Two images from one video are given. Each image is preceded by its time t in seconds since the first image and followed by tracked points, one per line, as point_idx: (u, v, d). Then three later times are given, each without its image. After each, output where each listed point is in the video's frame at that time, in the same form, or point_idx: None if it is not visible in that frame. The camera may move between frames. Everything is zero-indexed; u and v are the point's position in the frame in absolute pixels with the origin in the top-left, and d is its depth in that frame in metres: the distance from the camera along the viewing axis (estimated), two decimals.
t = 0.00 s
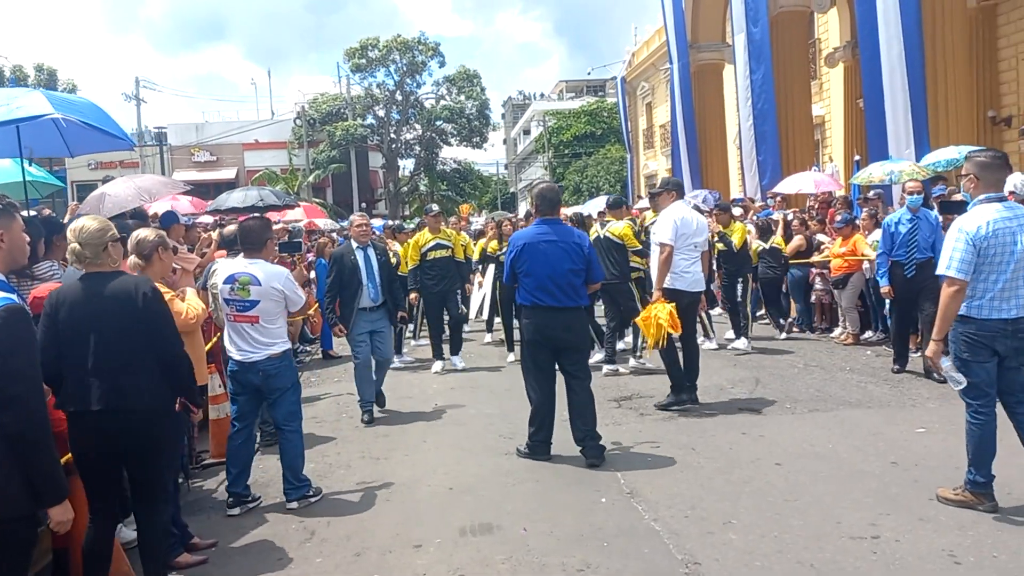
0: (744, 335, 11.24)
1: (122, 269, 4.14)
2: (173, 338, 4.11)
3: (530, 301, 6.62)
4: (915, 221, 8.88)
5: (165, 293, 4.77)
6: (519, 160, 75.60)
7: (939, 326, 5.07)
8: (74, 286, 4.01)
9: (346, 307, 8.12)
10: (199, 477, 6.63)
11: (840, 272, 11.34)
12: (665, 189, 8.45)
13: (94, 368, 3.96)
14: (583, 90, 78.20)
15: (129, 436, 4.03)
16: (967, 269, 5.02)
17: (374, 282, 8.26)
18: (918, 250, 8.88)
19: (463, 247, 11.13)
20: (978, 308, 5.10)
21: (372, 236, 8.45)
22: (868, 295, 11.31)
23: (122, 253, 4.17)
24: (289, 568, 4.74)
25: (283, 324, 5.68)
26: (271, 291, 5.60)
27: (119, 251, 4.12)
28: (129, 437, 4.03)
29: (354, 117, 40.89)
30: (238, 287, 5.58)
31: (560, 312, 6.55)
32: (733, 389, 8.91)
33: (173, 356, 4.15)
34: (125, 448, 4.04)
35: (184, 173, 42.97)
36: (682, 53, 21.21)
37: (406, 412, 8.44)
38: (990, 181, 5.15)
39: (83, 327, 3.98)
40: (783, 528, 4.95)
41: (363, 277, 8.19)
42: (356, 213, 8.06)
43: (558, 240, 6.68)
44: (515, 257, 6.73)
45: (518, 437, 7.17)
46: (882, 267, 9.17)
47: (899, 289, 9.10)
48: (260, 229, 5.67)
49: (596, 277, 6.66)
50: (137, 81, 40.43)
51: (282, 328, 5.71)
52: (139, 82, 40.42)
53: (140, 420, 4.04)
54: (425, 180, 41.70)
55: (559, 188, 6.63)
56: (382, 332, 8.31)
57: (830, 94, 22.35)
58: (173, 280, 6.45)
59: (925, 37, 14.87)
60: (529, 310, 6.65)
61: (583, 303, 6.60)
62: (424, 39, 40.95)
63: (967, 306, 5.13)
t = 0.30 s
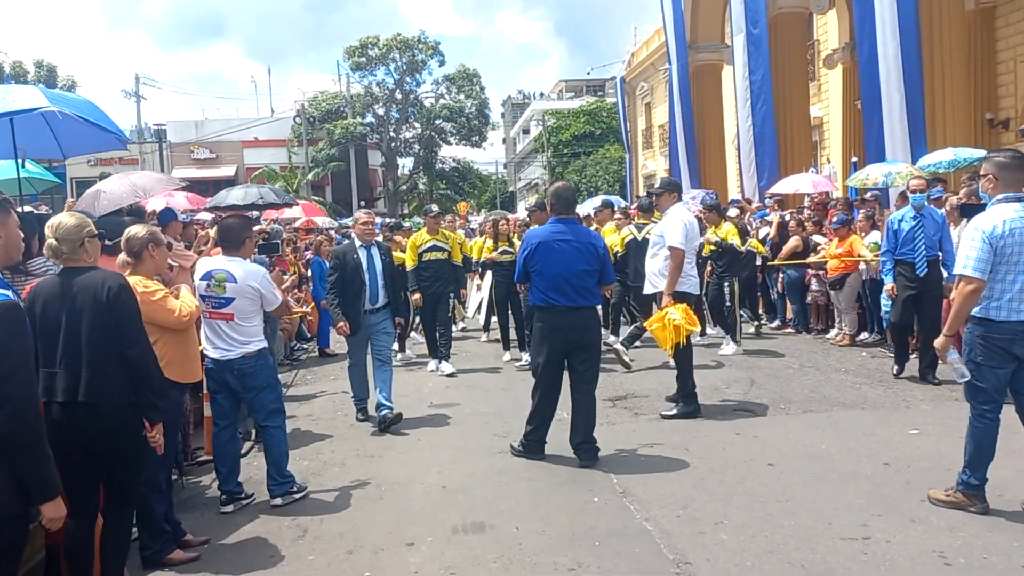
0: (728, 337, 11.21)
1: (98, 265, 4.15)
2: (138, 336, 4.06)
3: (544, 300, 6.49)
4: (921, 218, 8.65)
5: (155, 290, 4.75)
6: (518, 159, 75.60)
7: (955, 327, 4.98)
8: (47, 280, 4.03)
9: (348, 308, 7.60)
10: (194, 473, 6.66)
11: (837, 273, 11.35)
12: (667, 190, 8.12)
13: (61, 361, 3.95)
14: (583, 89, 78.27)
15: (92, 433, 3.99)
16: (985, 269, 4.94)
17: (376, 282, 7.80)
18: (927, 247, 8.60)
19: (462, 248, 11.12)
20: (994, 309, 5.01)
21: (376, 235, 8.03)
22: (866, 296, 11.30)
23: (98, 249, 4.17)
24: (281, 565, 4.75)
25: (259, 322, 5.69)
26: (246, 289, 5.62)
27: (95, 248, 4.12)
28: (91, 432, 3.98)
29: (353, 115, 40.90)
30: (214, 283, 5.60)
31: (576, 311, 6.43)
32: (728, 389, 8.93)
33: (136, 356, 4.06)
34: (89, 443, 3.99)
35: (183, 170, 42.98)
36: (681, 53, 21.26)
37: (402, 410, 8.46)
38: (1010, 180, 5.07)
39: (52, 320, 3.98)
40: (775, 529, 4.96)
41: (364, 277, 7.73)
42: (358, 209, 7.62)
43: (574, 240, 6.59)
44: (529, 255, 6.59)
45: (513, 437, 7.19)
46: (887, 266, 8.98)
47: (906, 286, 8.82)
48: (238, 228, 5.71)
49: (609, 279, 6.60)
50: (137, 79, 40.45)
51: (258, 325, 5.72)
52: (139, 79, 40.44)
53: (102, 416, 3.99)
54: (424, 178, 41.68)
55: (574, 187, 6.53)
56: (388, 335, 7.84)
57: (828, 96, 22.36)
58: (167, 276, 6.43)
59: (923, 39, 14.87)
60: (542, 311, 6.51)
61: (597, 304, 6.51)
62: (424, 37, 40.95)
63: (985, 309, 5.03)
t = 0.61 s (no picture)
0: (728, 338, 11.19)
1: (93, 260, 4.17)
2: (126, 331, 4.05)
3: (551, 299, 6.36)
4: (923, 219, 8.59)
5: (149, 287, 4.77)
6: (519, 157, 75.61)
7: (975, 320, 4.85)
8: (42, 274, 4.08)
9: (354, 301, 7.48)
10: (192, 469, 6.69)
11: (837, 273, 11.34)
12: (672, 188, 7.79)
13: (53, 354, 3.99)
14: (585, 88, 78.30)
15: (83, 427, 4.00)
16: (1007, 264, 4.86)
17: (386, 276, 7.67)
18: (928, 250, 8.56)
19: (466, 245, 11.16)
20: (1010, 309, 4.91)
21: (390, 232, 7.88)
22: (866, 295, 11.30)
23: (96, 245, 4.19)
24: (277, 561, 4.77)
25: (254, 319, 5.70)
26: (242, 285, 5.64)
27: (91, 243, 4.14)
28: (81, 427, 3.99)
29: (355, 112, 40.93)
30: (209, 281, 5.60)
31: (583, 311, 6.32)
32: (726, 388, 8.95)
33: (122, 351, 4.04)
34: (79, 437, 4.00)
35: (184, 167, 43.03)
36: (682, 52, 21.27)
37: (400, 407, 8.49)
38: None
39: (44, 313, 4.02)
40: (769, 527, 4.98)
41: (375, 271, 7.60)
42: (374, 203, 7.48)
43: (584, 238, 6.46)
44: (537, 252, 6.45)
45: (510, 435, 7.21)
46: (885, 268, 8.89)
47: (905, 288, 8.69)
48: (231, 224, 5.73)
49: (619, 279, 6.49)
50: (139, 75, 40.51)
51: (253, 322, 5.73)
52: (141, 76, 40.49)
53: (90, 410, 4.00)
54: (425, 176, 41.71)
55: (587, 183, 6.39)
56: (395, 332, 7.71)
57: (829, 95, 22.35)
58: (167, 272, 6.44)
59: (924, 38, 14.85)
60: (548, 309, 6.40)
61: (604, 305, 6.41)
62: (426, 35, 40.95)
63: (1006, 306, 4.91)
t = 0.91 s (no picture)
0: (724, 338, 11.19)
1: (86, 256, 4.17)
2: (118, 327, 4.05)
3: (546, 301, 6.31)
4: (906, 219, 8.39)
5: (141, 284, 4.76)
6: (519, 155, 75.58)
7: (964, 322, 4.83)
8: (35, 270, 4.09)
9: (360, 305, 7.12)
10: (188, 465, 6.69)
11: (835, 271, 11.34)
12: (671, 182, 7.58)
13: (45, 350, 4.01)
14: (584, 85, 78.25)
15: (75, 424, 4.00)
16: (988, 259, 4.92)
17: (398, 276, 7.30)
18: (912, 251, 8.38)
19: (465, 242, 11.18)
20: (1010, 311, 4.80)
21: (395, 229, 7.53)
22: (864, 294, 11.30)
23: (90, 241, 4.20)
24: (272, 558, 4.77)
25: (255, 316, 5.70)
26: (244, 281, 5.63)
27: (84, 239, 4.14)
28: (74, 424, 4.00)
29: (354, 109, 40.90)
30: (210, 278, 5.58)
31: (578, 313, 6.24)
32: (722, 386, 8.96)
33: (115, 347, 4.04)
34: (72, 435, 4.01)
35: (184, 163, 43.00)
36: (681, 49, 21.27)
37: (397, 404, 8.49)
38: None
39: (37, 309, 4.04)
40: (764, 525, 4.98)
41: (383, 272, 7.21)
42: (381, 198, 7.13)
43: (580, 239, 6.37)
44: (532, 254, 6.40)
45: (507, 432, 7.21)
46: (871, 272, 8.70)
47: (893, 290, 8.51)
48: (232, 220, 5.72)
49: (618, 280, 6.34)
50: (139, 71, 40.49)
51: (254, 319, 5.73)
52: (140, 72, 40.48)
53: (82, 407, 4.00)
54: (424, 173, 41.69)
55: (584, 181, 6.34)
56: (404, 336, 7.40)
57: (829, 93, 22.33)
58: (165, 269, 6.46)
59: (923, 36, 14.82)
60: (545, 310, 6.35)
61: (600, 306, 6.30)
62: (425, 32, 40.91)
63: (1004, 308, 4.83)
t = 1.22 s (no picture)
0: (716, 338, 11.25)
1: (79, 249, 4.17)
2: (108, 321, 4.04)
3: (544, 300, 6.27)
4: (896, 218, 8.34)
5: (130, 277, 4.78)
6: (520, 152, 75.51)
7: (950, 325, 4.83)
8: (27, 262, 4.09)
9: (379, 301, 6.85)
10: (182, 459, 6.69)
11: (832, 271, 11.31)
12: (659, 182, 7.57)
13: (35, 342, 4.00)
14: (586, 83, 78.19)
15: (64, 417, 4.00)
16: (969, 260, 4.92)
17: (408, 269, 7.09)
18: (897, 249, 8.35)
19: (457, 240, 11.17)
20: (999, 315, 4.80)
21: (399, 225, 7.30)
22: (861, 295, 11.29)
23: (83, 233, 4.19)
24: (263, 553, 4.77)
25: (250, 310, 5.70)
26: (238, 276, 5.64)
27: (77, 232, 4.14)
28: (63, 416, 3.99)
29: (355, 105, 40.86)
30: (205, 271, 5.60)
31: (574, 312, 6.17)
32: (719, 385, 8.97)
33: (106, 340, 4.03)
34: (62, 428, 4.00)
35: (184, 157, 42.96)
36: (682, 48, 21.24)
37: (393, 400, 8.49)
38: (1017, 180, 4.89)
39: (28, 301, 4.04)
40: (756, 525, 4.98)
41: (398, 264, 6.97)
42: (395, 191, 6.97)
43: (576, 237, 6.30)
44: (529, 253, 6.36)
45: (502, 429, 7.20)
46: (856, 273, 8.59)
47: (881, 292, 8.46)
48: (227, 215, 5.71)
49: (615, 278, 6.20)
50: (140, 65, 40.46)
51: (250, 314, 5.73)
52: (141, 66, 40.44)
53: (72, 400, 4.00)
54: (424, 170, 41.64)
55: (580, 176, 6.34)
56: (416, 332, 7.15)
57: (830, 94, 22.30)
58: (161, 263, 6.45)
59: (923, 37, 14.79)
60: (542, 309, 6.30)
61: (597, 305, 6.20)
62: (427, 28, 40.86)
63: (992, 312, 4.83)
